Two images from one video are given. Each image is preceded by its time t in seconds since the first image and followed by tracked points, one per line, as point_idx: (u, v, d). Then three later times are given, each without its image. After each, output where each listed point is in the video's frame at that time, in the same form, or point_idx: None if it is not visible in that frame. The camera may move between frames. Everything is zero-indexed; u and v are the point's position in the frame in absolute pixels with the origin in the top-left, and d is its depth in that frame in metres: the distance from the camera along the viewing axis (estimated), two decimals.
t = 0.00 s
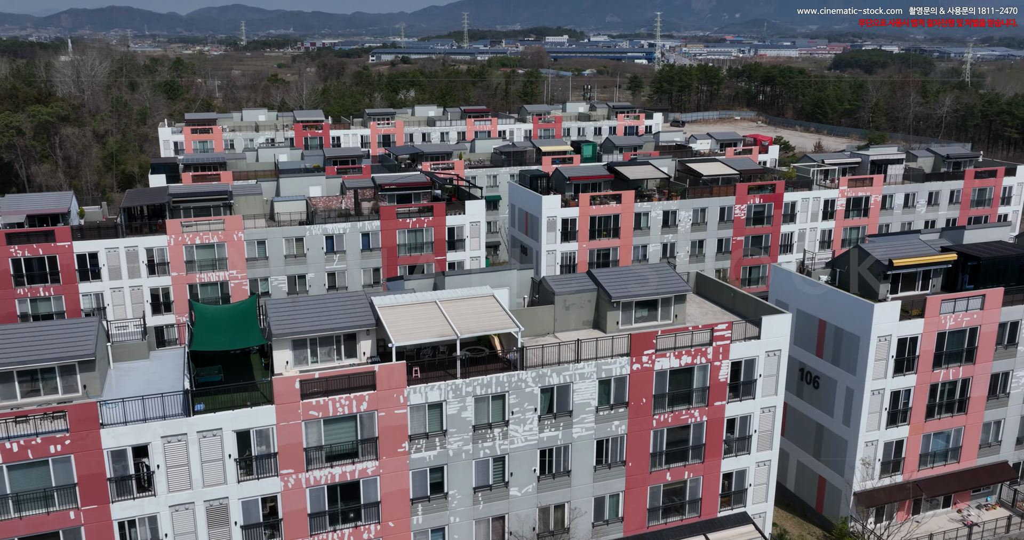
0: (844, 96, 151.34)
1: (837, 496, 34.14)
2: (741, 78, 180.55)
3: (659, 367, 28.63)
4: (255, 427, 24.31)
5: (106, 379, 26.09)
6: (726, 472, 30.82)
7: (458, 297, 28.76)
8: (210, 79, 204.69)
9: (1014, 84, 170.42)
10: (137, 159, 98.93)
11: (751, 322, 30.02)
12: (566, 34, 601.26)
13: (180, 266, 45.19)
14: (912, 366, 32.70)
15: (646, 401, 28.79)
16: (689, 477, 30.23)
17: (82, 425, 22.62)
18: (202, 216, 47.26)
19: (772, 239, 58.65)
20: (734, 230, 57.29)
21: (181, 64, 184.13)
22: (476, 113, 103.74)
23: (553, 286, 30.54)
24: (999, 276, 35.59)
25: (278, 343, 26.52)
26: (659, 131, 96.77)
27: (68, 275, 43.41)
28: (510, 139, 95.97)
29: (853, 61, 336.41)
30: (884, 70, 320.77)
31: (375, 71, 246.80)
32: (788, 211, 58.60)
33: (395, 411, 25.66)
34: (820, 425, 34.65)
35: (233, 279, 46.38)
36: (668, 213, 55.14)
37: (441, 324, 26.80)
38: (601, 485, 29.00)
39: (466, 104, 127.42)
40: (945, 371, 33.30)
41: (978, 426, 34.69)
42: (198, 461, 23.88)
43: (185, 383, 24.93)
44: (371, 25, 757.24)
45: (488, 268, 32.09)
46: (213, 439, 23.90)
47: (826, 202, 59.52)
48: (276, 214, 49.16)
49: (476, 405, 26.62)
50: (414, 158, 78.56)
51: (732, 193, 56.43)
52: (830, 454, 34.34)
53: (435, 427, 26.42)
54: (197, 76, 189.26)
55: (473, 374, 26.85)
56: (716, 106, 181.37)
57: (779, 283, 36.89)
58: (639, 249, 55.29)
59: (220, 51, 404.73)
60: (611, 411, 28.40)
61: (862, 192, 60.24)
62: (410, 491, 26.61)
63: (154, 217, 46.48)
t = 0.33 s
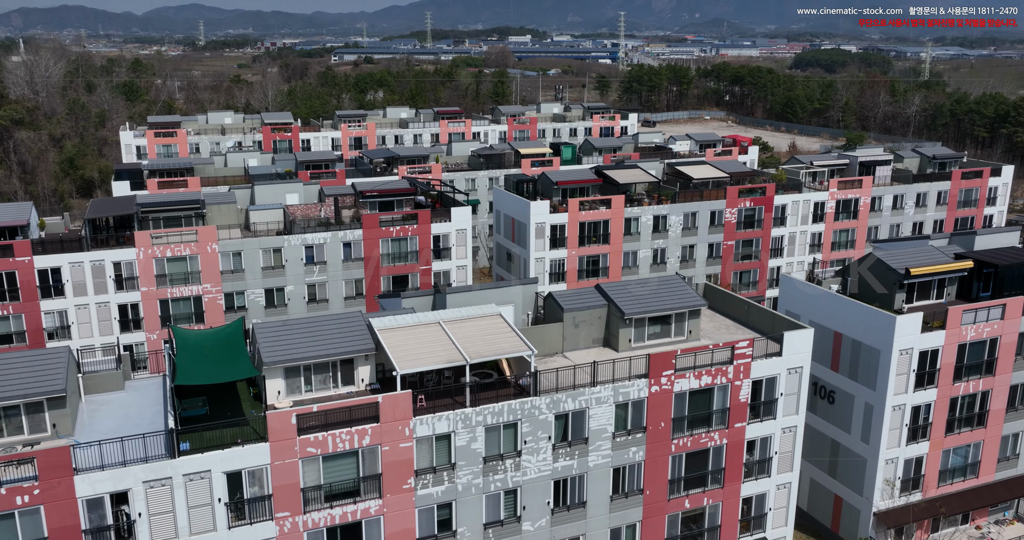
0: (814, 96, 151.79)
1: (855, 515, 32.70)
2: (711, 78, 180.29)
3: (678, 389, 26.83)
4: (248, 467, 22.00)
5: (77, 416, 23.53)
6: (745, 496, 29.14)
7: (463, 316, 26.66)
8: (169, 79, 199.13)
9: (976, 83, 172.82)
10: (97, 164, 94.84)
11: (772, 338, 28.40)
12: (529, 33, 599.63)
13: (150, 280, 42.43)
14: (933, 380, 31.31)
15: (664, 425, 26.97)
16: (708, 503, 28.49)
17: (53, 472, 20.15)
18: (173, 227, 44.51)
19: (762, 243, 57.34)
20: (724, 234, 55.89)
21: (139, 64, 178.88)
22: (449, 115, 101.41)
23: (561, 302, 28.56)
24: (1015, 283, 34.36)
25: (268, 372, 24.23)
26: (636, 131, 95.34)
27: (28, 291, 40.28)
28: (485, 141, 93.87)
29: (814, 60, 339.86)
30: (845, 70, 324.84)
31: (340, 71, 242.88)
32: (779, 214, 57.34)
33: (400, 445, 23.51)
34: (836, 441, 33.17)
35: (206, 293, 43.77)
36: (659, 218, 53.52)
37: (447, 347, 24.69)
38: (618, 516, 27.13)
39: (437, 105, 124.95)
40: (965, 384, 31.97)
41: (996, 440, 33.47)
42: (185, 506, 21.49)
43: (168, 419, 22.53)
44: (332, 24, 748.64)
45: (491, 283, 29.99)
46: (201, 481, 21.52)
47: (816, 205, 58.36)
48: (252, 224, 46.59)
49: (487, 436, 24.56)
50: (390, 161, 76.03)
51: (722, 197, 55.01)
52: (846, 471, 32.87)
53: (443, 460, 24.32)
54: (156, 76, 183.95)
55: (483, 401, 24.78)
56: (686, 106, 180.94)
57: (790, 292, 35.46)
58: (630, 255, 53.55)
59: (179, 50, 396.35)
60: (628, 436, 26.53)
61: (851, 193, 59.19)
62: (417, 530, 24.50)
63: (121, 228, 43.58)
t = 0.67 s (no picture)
0: (788, 95, 151.98)
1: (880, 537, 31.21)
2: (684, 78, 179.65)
3: (706, 414, 25.01)
4: (248, 515, 19.74)
5: (53, 460, 21.06)
6: (774, 524, 27.45)
7: (475, 339, 24.60)
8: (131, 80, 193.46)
9: (944, 82, 174.78)
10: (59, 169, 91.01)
11: (802, 356, 26.73)
12: (497, 34, 596.71)
13: (122, 296, 39.73)
14: (962, 396, 29.86)
15: (692, 452, 25.16)
16: (736, 533, 26.74)
17: (26, 531, 17.72)
18: (147, 239, 41.87)
19: (758, 248, 55.93)
20: (720, 239, 54.43)
21: (100, 65, 173.68)
22: (426, 116, 99.02)
23: (577, 321, 26.61)
24: None
25: (265, 406, 21.94)
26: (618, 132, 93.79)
27: None
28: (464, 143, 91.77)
29: (780, 59, 342.03)
30: (810, 68, 328.20)
31: (307, 71, 239.03)
32: (774, 217, 55.94)
33: (413, 484, 21.37)
34: (859, 459, 31.63)
35: (183, 309, 41.14)
36: (654, 223, 51.88)
37: (462, 374, 22.59)
38: None
39: (411, 106, 122.36)
40: (993, 399, 30.58)
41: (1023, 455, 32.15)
42: None
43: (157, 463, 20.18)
44: (297, 24, 739.39)
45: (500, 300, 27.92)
46: (195, 533, 19.19)
47: (811, 207, 57.12)
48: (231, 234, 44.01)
49: (507, 471, 22.51)
50: (369, 165, 73.55)
51: (717, 200, 53.53)
52: (871, 492, 31.34)
53: (459, 499, 22.22)
54: (117, 77, 178.64)
55: (502, 432, 22.74)
56: (659, 106, 180.20)
57: (807, 303, 33.93)
58: (624, 262, 51.79)
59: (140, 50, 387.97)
60: (654, 466, 24.67)
61: (846, 196, 58.06)
62: None
63: (90, 241, 40.76)
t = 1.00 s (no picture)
0: (763, 95, 151.82)
1: None
2: (658, 78, 178.75)
3: (742, 444, 23.20)
4: None
5: (26, 515, 18.61)
6: None
7: (493, 367, 22.54)
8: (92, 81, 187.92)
9: (914, 81, 176.23)
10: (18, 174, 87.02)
11: (838, 378, 25.04)
12: (465, 34, 593.60)
13: (94, 315, 37.03)
14: (996, 414, 28.39)
15: (727, 485, 23.33)
16: None
17: None
18: (119, 253, 39.18)
19: (754, 253, 54.52)
20: (717, 245, 52.90)
21: (61, 66, 168.42)
22: (403, 118, 96.56)
23: (599, 344, 24.68)
24: None
25: (267, 449, 19.72)
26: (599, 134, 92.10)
27: None
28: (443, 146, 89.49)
29: (747, 58, 343.36)
30: (777, 67, 330.68)
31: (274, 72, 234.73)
32: (770, 222, 54.54)
33: (434, 532, 19.24)
34: (887, 481, 30.08)
35: (160, 327, 38.55)
36: (650, 229, 50.21)
37: (483, 409, 20.49)
38: None
39: (385, 108, 119.67)
40: None
41: None
42: None
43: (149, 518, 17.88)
44: (261, 23, 729.42)
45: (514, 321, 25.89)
46: None
47: (808, 211, 55.81)
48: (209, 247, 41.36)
49: (534, 514, 20.46)
50: (348, 169, 70.93)
51: (714, 205, 51.99)
52: (900, 515, 29.80)
53: None
54: (78, 78, 173.26)
55: (528, 471, 20.69)
56: (634, 106, 179.06)
57: (827, 316, 32.40)
58: (620, 270, 50.06)
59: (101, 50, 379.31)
60: (688, 501, 22.83)
61: (842, 199, 56.87)
62: None
63: (58, 256, 37.91)
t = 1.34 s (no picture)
0: (740, 95, 151.31)
1: None
2: (633, 78, 177.66)
3: (787, 478, 21.38)
4: None
5: None
6: None
7: (519, 400, 20.48)
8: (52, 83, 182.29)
9: (886, 81, 177.11)
10: None
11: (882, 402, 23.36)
12: (433, 34, 589.51)
13: (64, 336, 34.31)
14: None
15: (771, 523, 21.49)
16: None
17: None
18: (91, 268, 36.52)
19: (752, 259, 53.08)
20: (715, 251, 51.35)
21: (19, 66, 162.98)
22: (380, 120, 94.12)
23: (627, 370, 22.74)
24: None
25: (272, 502, 17.55)
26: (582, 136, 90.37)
27: None
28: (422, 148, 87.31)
29: (715, 58, 343.97)
30: (745, 67, 332.47)
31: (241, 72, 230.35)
32: (768, 227, 53.10)
33: None
34: (920, 505, 28.52)
35: (137, 348, 35.98)
36: (648, 236, 48.49)
37: (515, 450, 18.40)
38: None
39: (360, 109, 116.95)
40: None
41: None
42: None
43: None
44: (226, 23, 718.97)
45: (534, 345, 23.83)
46: None
47: (805, 215, 54.45)
48: (188, 261, 38.75)
49: None
50: (327, 175, 68.12)
51: (712, 211, 50.41)
52: None
53: None
54: (37, 79, 167.89)
55: (566, 518, 18.62)
56: (609, 107, 177.69)
57: (852, 331, 30.86)
58: (618, 278, 48.24)
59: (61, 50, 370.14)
60: None
61: (839, 202, 55.61)
62: None
63: (24, 272, 35.11)
